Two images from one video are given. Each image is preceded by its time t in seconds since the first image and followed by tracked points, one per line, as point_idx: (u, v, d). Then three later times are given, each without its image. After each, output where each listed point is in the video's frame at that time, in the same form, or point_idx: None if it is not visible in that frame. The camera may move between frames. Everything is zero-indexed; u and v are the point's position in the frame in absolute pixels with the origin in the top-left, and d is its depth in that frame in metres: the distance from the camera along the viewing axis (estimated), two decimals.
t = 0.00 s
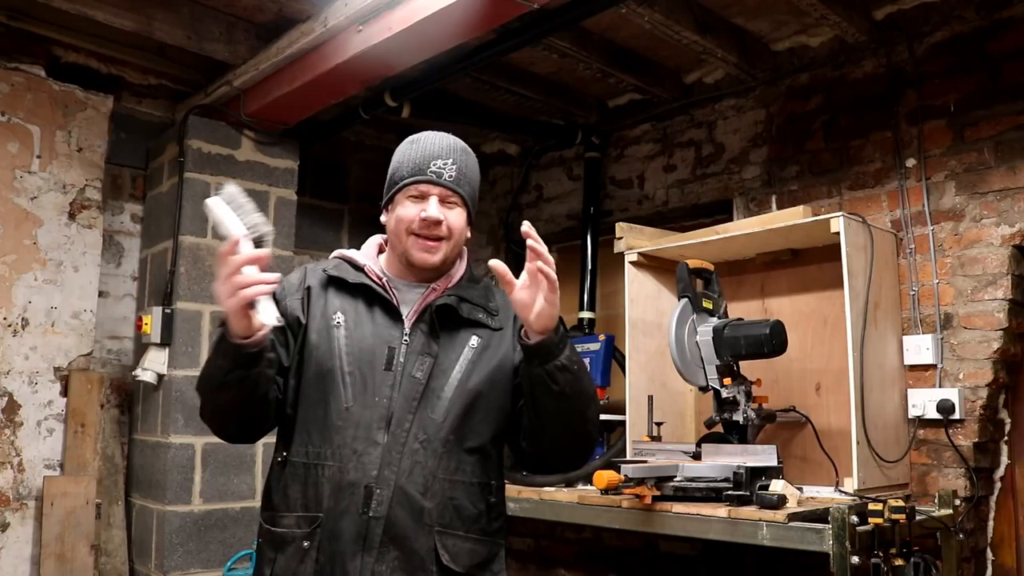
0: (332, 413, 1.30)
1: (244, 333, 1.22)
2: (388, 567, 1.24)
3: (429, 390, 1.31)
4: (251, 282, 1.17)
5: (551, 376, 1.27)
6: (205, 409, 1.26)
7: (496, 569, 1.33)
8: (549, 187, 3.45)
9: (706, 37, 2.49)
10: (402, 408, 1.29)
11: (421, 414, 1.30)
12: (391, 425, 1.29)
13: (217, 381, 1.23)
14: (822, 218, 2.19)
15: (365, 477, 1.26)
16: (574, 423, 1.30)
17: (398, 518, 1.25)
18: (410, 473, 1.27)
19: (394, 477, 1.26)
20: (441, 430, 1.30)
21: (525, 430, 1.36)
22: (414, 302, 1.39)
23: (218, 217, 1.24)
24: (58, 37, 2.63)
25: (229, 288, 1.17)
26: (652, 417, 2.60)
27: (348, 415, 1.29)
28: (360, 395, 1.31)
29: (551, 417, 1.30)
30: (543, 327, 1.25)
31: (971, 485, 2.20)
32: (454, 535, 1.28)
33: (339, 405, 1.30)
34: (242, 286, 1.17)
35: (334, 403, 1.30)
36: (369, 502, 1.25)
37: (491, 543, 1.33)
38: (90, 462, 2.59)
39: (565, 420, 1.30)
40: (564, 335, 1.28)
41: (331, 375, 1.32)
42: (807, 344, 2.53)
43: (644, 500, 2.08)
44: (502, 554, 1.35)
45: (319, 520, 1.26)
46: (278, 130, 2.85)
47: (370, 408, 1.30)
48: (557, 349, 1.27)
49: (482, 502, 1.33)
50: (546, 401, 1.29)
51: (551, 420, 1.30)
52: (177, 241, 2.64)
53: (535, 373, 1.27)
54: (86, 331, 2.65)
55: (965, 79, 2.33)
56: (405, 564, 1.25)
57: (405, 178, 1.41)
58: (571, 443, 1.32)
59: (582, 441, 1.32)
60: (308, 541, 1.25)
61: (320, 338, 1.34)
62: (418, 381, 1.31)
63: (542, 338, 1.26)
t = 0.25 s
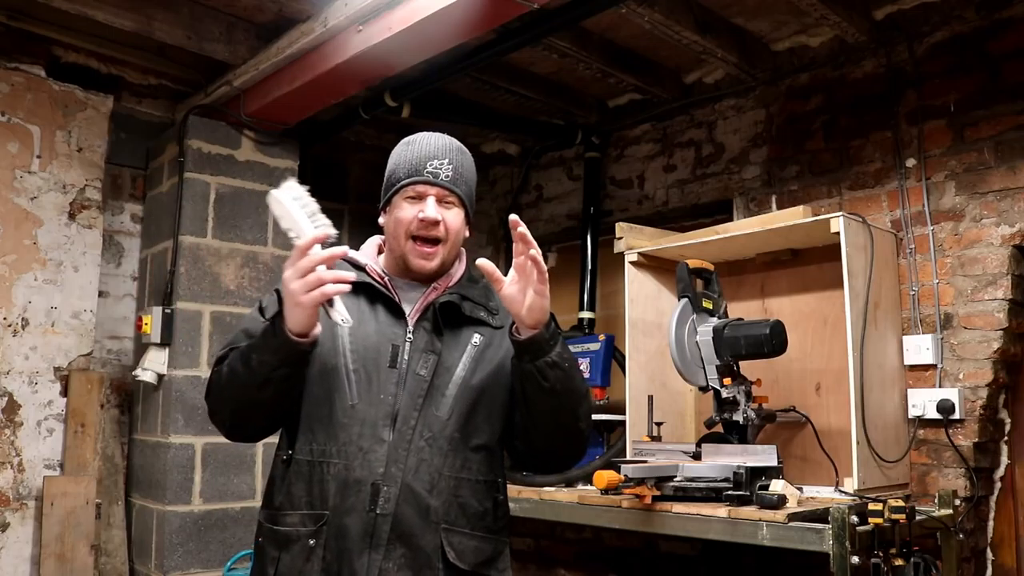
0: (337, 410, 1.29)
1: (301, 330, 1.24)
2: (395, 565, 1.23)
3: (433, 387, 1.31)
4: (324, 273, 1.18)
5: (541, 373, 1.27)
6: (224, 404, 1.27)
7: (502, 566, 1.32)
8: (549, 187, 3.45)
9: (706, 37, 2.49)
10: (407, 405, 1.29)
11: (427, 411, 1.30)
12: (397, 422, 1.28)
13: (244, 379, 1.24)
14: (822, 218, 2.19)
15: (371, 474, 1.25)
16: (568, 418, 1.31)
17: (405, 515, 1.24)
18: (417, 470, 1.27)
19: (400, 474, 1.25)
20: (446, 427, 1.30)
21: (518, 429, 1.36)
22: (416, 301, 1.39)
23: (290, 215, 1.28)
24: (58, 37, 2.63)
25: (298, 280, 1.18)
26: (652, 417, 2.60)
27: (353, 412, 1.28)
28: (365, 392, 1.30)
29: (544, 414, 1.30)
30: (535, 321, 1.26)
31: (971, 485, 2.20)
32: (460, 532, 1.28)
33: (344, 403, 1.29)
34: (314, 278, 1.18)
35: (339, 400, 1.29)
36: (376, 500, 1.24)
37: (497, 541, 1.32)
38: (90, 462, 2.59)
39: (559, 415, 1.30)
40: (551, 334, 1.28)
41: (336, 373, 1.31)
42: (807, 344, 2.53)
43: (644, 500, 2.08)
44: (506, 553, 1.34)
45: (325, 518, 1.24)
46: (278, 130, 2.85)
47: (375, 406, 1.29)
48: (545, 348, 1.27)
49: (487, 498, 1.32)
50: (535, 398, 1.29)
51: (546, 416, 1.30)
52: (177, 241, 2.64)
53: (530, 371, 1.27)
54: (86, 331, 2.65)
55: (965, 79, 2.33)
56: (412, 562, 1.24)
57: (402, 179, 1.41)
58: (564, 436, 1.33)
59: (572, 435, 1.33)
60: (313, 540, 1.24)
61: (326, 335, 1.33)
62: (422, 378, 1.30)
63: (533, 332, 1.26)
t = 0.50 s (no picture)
0: (339, 413, 1.28)
1: (296, 340, 1.22)
2: (399, 568, 1.23)
3: (435, 389, 1.31)
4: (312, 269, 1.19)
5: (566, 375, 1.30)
6: (221, 409, 1.26)
7: (502, 567, 1.32)
8: (550, 187, 3.45)
9: (706, 36, 2.49)
10: (410, 408, 1.29)
11: (428, 413, 1.29)
12: (399, 425, 1.28)
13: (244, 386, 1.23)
14: (822, 218, 2.19)
15: (374, 477, 1.25)
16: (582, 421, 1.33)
17: (409, 518, 1.24)
18: (420, 473, 1.27)
19: (404, 477, 1.25)
20: (449, 429, 1.30)
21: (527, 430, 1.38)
22: (415, 301, 1.39)
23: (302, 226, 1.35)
24: (58, 38, 2.63)
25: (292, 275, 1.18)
26: (652, 417, 2.60)
27: (355, 415, 1.28)
28: (367, 395, 1.29)
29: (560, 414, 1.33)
30: (565, 331, 1.27)
31: (971, 485, 2.19)
32: (462, 534, 1.28)
33: (346, 405, 1.28)
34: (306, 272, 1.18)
35: (340, 403, 1.28)
36: (379, 503, 1.24)
37: (497, 543, 1.32)
38: (89, 462, 2.59)
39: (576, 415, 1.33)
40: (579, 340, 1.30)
41: (337, 375, 1.30)
42: (806, 344, 2.53)
43: (644, 500, 2.08)
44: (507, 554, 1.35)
45: (329, 522, 1.24)
46: (278, 130, 2.85)
47: (377, 409, 1.28)
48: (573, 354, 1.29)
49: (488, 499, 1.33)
50: (559, 399, 1.31)
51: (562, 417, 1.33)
52: (177, 241, 2.64)
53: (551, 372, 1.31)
54: (86, 331, 2.65)
55: (965, 78, 2.33)
56: (415, 564, 1.24)
57: (403, 177, 1.41)
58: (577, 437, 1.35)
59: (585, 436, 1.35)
60: (318, 544, 1.23)
61: (326, 337, 1.32)
62: (424, 380, 1.30)
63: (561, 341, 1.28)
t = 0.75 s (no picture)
0: (340, 415, 1.27)
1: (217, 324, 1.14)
2: (404, 568, 1.23)
3: (435, 390, 1.31)
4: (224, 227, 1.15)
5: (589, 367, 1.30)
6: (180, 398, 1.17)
7: (499, 567, 1.34)
8: (550, 187, 3.45)
9: (706, 37, 2.49)
10: (412, 409, 1.28)
11: (431, 414, 1.29)
12: (402, 426, 1.27)
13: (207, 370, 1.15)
14: (822, 218, 2.19)
15: (379, 479, 1.24)
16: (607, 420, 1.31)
17: (414, 520, 1.24)
18: (423, 473, 1.27)
19: (408, 478, 1.25)
20: (451, 430, 1.30)
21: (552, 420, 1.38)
22: (413, 301, 1.39)
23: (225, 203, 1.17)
24: (58, 37, 2.63)
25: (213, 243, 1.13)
26: (652, 417, 2.60)
27: (357, 417, 1.27)
28: (368, 396, 1.28)
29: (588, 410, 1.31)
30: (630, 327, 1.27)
31: (971, 485, 2.20)
32: (463, 534, 1.29)
33: (348, 407, 1.27)
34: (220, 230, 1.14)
35: (342, 405, 1.27)
36: (384, 505, 1.23)
37: (496, 543, 1.34)
38: (90, 462, 2.59)
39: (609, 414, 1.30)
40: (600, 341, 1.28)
41: (337, 376, 1.28)
42: (807, 344, 2.53)
43: (644, 500, 2.08)
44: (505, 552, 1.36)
45: (332, 525, 1.23)
46: (278, 130, 2.85)
47: (379, 410, 1.28)
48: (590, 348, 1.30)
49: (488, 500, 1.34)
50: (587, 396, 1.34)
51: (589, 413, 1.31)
52: (177, 241, 2.64)
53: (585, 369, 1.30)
54: (86, 331, 2.65)
55: (965, 79, 2.33)
56: (420, 565, 1.24)
57: (398, 177, 1.41)
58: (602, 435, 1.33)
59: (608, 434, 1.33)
60: (321, 547, 1.22)
61: (325, 338, 1.30)
62: (425, 382, 1.30)
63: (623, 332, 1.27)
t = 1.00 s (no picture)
0: (346, 413, 1.26)
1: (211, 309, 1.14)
2: (413, 566, 1.23)
3: (440, 388, 1.31)
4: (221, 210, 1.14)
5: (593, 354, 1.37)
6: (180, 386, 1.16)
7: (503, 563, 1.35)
8: (549, 187, 3.45)
9: (706, 37, 2.49)
10: (418, 407, 1.28)
11: (436, 412, 1.30)
12: (408, 424, 1.27)
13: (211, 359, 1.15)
14: (822, 218, 2.19)
15: (386, 477, 1.24)
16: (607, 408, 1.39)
17: (422, 517, 1.25)
18: (430, 471, 1.27)
19: (415, 476, 1.25)
20: (456, 428, 1.30)
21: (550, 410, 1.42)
22: (412, 300, 1.38)
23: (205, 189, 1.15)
24: (58, 37, 2.63)
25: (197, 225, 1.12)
26: (652, 417, 2.60)
27: (363, 415, 1.26)
28: (373, 394, 1.28)
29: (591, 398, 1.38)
30: (608, 307, 1.35)
31: (971, 485, 2.20)
32: (470, 531, 1.30)
33: (353, 405, 1.26)
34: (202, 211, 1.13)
35: (347, 403, 1.26)
36: (393, 503, 1.23)
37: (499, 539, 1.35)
38: (90, 462, 2.59)
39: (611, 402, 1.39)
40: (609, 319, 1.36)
41: (341, 374, 1.28)
42: (807, 344, 2.53)
43: (644, 500, 2.08)
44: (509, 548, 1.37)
45: (340, 524, 1.23)
46: (278, 130, 2.85)
47: (384, 408, 1.27)
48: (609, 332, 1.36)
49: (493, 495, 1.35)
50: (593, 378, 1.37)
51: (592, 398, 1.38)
52: (177, 241, 2.64)
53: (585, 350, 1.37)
54: (86, 331, 2.65)
55: (965, 78, 2.33)
56: (428, 563, 1.24)
57: (394, 175, 1.41)
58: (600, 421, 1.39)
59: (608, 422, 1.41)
60: (329, 546, 1.22)
61: (327, 336, 1.30)
62: (430, 379, 1.30)
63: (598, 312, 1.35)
